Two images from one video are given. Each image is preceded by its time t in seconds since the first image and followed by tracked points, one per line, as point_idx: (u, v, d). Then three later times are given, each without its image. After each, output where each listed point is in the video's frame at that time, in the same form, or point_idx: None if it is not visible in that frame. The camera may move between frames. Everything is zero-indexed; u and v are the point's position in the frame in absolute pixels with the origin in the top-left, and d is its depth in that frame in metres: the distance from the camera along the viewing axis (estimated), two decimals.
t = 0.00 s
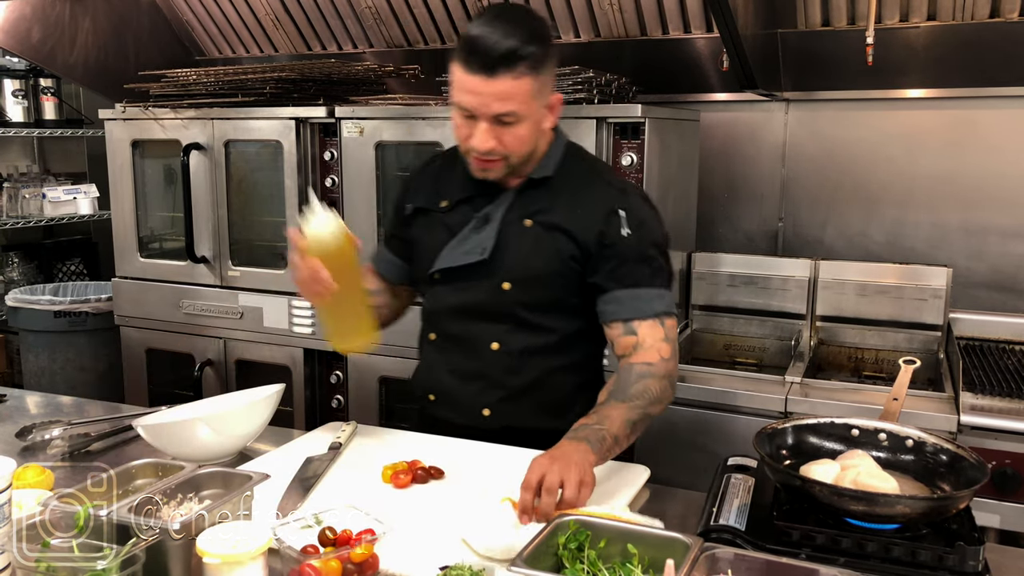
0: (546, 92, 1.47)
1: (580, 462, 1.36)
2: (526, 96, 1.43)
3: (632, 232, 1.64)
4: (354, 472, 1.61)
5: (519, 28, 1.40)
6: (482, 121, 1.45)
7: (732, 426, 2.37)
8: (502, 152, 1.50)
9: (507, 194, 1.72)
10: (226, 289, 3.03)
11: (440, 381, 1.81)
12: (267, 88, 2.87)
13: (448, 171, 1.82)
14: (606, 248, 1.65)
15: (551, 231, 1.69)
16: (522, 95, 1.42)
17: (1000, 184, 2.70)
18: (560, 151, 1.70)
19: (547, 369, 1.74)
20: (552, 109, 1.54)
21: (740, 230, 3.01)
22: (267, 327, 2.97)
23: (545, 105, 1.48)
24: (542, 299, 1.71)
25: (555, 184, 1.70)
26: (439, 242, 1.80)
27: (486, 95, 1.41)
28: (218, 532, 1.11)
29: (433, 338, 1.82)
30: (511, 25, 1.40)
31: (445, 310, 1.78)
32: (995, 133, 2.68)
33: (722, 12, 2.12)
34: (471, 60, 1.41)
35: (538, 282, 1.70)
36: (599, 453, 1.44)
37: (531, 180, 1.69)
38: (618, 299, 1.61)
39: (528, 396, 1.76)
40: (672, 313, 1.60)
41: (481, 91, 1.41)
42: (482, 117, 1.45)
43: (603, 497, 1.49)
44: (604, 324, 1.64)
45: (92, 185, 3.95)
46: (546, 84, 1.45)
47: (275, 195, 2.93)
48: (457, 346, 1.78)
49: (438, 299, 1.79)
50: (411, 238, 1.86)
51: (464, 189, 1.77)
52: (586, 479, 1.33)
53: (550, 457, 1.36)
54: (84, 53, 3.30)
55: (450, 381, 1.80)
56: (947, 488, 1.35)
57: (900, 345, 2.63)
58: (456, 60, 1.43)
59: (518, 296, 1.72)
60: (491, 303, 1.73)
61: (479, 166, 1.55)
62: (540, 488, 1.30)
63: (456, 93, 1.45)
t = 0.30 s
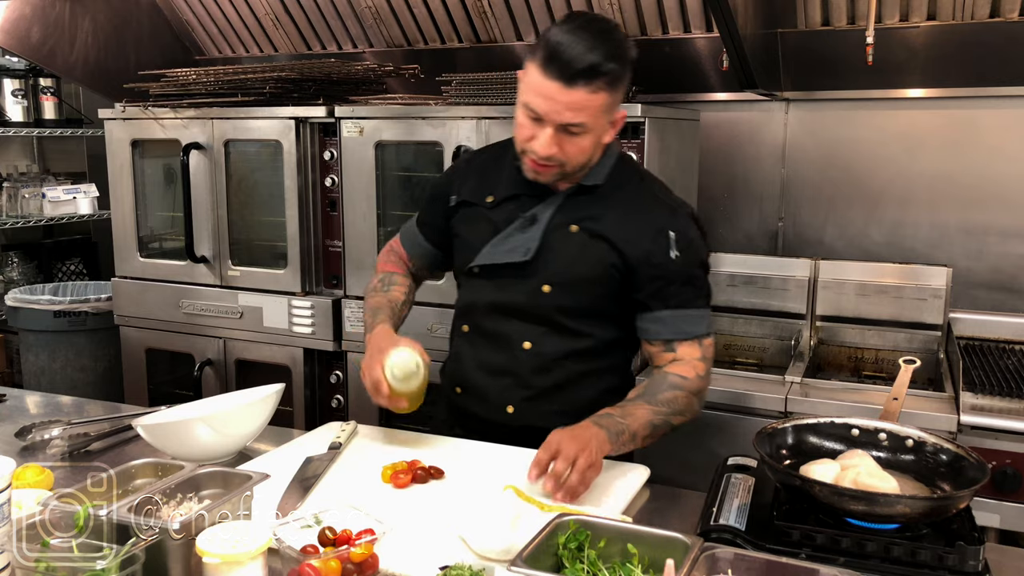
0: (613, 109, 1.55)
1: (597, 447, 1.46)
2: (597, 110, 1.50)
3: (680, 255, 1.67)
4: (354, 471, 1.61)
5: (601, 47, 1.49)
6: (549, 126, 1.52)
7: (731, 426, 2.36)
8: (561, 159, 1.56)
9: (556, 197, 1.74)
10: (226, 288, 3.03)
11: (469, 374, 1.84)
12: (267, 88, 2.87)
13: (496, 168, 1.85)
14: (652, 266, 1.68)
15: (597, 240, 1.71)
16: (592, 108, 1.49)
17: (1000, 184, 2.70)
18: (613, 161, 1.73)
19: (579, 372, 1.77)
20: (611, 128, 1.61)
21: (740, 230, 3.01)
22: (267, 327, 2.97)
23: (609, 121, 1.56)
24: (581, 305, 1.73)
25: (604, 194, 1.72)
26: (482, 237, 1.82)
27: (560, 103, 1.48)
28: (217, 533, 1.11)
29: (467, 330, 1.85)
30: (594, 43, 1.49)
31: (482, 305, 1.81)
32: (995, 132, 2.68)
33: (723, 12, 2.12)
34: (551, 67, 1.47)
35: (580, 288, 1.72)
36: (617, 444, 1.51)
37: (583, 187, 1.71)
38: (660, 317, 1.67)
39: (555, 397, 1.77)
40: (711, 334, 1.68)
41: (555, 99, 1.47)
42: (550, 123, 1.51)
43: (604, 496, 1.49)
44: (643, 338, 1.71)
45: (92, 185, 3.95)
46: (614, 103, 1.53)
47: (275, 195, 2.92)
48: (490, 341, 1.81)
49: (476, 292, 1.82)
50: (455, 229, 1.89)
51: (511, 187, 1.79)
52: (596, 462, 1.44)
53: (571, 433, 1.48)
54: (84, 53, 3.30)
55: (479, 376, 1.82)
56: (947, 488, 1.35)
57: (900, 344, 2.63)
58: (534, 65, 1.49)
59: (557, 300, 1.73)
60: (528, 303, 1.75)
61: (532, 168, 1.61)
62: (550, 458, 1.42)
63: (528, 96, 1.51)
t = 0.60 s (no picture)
0: (649, 117, 1.59)
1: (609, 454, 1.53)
2: (637, 118, 1.54)
3: (708, 263, 1.74)
4: (355, 471, 1.61)
5: (648, 57, 1.52)
6: (587, 131, 1.54)
7: (731, 426, 2.36)
8: (593, 163, 1.60)
9: (586, 201, 1.77)
10: (227, 289, 3.03)
11: (489, 374, 1.82)
12: (267, 88, 2.87)
13: (519, 167, 1.86)
14: (683, 273, 1.73)
15: (629, 245, 1.75)
16: (631, 118, 1.53)
17: (1000, 184, 2.70)
18: (640, 166, 1.78)
19: (604, 373, 1.80)
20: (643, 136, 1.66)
21: (740, 230, 3.01)
22: (267, 327, 2.97)
23: (643, 129, 1.60)
24: (609, 309, 1.76)
25: (634, 200, 1.76)
26: (507, 237, 1.82)
27: (602, 110, 1.51)
28: (217, 533, 1.11)
29: (488, 330, 1.83)
30: (640, 52, 1.52)
31: (508, 306, 1.79)
32: (995, 133, 2.68)
33: (723, 12, 2.13)
34: (597, 73, 1.50)
35: (610, 292, 1.75)
36: (629, 448, 1.59)
37: (615, 191, 1.76)
38: (687, 323, 1.74)
39: (577, 398, 1.79)
40: (729, 337, 1.78)
41: (598, 105, 1.50)
42: (589, 128, 1.54)
43: (603, 496, 1.49)
44: (666, 342, 1.78)
45: (92, 185, 3.95)
46: (650, 113, 1.57)
47: (275, 195, 2.93)
48: (514, 342, 1.80)
49: (500, 293, 1.81)
50: (475, 227, 1.88)
51: (538, 187, 1.80)
52: (604, 463, 1.51)
53: (591, 428, 1.55)
54: (84, 53, 3.30)
55: (499, 376, 1.81)
56: (948, 488, 1.35)
57: (900, 345, 2.63)
58: (580, 69, 1.52)
59: (588, 303, 1.75)
60: (558, 305, 1.76)
61: (562, 168, 1.65)
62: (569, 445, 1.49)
63: (571, 99, 1.53)
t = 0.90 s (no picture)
0: (659, 119, 1.61)
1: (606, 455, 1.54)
2: (647, 119, 1.55)
3: (714, 265, 1.74)
4: (355, 471, 1.61)
5: (660, 57, 1.53)
6: (597, 130, 1.55)
7: (731, 426, 2.36)
8: (602, 163, 1.60)
9: (594, 202, 1.77)
10: (226, 289, 3.03)
11: (493, 375, 1.82)
12: (267, 88, 2.87)
13: (525, 168, 1.86)
14: (689, 276, 1.73)
15: (636, 248, 1.75)
16: (642, 117, 1.54)
17: (1000, 184, 2.70)
18: (647, 169, 1.79)
19: (609, 375, 1.79)
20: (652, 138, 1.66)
21: (740, 230, 3.01)
22: (267, 327, 2.97)
23: (653, 130, 1.61)
24: (615, 312, 1.76)
25: (641, 202, 1.77)
26: (514, 238, 1.82)
27: (614, 108, 1.51)
28: (215, 533, 1.10)
29: (494, 331, 1.83)
30: (652, 53, 1.53)
31: (514, 308, 1.79)
32: (995, 133, 2.68)
33: (723, 12, 2.12)
34: (609, 72, 1.51)
35: (616, 295, 1.75)
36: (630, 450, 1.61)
37: (623, 193, 1.76)
38: (692, 326, 1.74)
39: (582, 400, 1.79)
40: (733, 341, 1.77)
41: (609, 104, 1.51)
42: (599, 127, 1.54)
43: (602, 496, 1.49)
44: (670, 345, 1.78)
45: (92, 185, 3.95)
46: (661, 114, 1.58)
47: (274, 195, 2.92)
48: (519, 344, 1.80)
49: (506, 294, 1.81)
50: (481, 227, 1.88)
51: (546, 189, 1.81)
52: (603, 465, 1.52)
53: (589, 431, 1.56)
54: (84, 53, 3.30)
55: (504, 377, 1.81)
56: (947, 489, 1.34)
57: (900, 345, 2.62)
58: (592, 68, 1.52)
59: (595, 306, 1.75)
60: (565, 307, 1.76)
61: (570, 168, 1.64)
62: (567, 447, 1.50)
63: (582, 98, 1.53)
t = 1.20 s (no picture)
0: (650, 112, 1.60)
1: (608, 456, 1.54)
2: (635, 110, 1.54)
3: (713, 266, 1.74)
4: (354, 472, 1.61)
5: (647, 46, 1.53)
6: (585, 121, 1.54)
7: (730, 427, 2.36)
8: (592, 156, 1.58)
9: (591, 202, 1.76)
10: (226, 289, 3.03)
11: (491, 376, 1.82)
12: (266, 88, 2.87)
13: (522, 168, 1.85)
14: (688, 276, 1.73)
15: (634, 248, 1.74)
16: (630, 107, 1.53)
17: (1000, 185, 2.69)
18: (644, 170, 1.78)
19: (607, 376, 1.79)
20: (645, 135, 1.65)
21: (739, 230, 3.01)
22: (266, 327, 2.96)
23: (644, 124, 1.60)
24: (614, 313, 1.76)
25: (639, 202, 1.76)
26: (511, 239, 1.81)
27: (600, 97, 1.51)
28: (213, 534, 1.10)
29: (491, 332, 1.82)
30: (640, 43, 1.53)
31: (512, 309, 1.79)
32: (995, 133, 2.68)
33: (722, 12, 2.12)
34: (594, 62, 1.51)
35: (615, 296, 1.74)
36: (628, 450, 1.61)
37: (620, 193, 1.76)
38: (693, 326, 1.74)
39: (581, 401, 1.78)
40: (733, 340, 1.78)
41: (595, 93, 1.51)
42: (587, 117, 1.54)
43: (600, 497, 1.48)
44: (671, 346, 1.78)
45: (92, 186, 3.95)
46: (650, 106, 1.57)
47: (274, 195, 2.92)
48: (516, 345, 1.80)
49: (504, 295, 1.80)
50: (477, 229, 1.87)
51: (542, 190, 1.80)
52: (602, 466, 1.51)
53: (589, 431, 1.55)
54: (83, 53, 3.30)
55: (502, 379, 1.80)
56: (946, 489, 1.34)
57: (899, 345, 2.62)
58: (578, 60, 1.53)
59: (593, 307, 1.75)
60: (564, 308, 1.75)
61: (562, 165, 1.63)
62: (567, 446, 1.50)
63: (569, 90, 1.54)
